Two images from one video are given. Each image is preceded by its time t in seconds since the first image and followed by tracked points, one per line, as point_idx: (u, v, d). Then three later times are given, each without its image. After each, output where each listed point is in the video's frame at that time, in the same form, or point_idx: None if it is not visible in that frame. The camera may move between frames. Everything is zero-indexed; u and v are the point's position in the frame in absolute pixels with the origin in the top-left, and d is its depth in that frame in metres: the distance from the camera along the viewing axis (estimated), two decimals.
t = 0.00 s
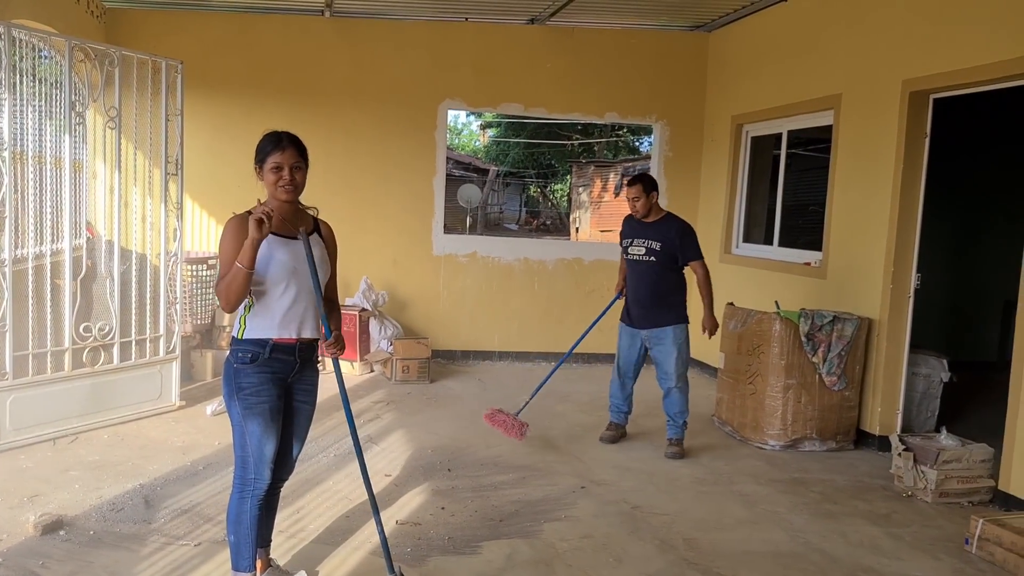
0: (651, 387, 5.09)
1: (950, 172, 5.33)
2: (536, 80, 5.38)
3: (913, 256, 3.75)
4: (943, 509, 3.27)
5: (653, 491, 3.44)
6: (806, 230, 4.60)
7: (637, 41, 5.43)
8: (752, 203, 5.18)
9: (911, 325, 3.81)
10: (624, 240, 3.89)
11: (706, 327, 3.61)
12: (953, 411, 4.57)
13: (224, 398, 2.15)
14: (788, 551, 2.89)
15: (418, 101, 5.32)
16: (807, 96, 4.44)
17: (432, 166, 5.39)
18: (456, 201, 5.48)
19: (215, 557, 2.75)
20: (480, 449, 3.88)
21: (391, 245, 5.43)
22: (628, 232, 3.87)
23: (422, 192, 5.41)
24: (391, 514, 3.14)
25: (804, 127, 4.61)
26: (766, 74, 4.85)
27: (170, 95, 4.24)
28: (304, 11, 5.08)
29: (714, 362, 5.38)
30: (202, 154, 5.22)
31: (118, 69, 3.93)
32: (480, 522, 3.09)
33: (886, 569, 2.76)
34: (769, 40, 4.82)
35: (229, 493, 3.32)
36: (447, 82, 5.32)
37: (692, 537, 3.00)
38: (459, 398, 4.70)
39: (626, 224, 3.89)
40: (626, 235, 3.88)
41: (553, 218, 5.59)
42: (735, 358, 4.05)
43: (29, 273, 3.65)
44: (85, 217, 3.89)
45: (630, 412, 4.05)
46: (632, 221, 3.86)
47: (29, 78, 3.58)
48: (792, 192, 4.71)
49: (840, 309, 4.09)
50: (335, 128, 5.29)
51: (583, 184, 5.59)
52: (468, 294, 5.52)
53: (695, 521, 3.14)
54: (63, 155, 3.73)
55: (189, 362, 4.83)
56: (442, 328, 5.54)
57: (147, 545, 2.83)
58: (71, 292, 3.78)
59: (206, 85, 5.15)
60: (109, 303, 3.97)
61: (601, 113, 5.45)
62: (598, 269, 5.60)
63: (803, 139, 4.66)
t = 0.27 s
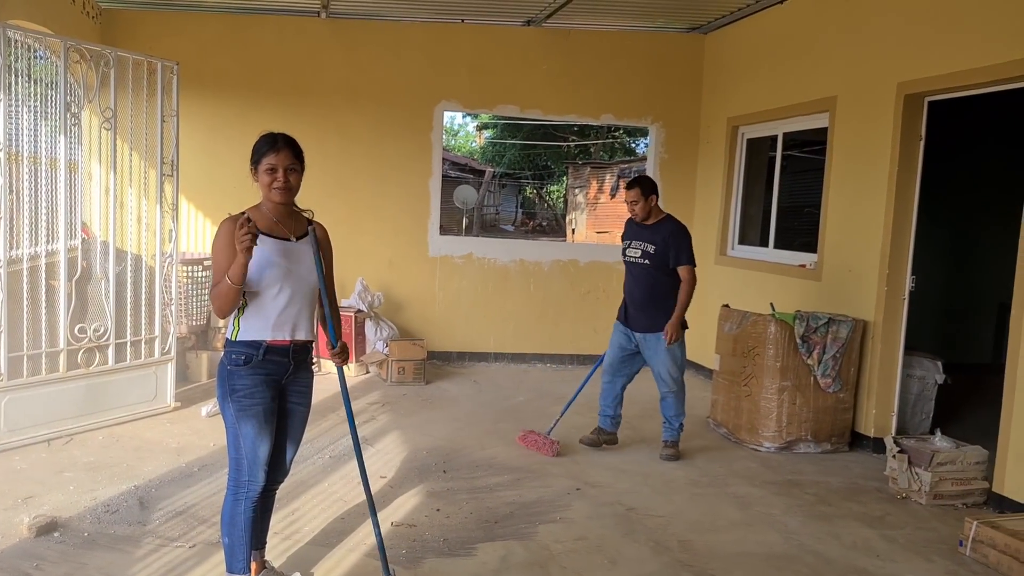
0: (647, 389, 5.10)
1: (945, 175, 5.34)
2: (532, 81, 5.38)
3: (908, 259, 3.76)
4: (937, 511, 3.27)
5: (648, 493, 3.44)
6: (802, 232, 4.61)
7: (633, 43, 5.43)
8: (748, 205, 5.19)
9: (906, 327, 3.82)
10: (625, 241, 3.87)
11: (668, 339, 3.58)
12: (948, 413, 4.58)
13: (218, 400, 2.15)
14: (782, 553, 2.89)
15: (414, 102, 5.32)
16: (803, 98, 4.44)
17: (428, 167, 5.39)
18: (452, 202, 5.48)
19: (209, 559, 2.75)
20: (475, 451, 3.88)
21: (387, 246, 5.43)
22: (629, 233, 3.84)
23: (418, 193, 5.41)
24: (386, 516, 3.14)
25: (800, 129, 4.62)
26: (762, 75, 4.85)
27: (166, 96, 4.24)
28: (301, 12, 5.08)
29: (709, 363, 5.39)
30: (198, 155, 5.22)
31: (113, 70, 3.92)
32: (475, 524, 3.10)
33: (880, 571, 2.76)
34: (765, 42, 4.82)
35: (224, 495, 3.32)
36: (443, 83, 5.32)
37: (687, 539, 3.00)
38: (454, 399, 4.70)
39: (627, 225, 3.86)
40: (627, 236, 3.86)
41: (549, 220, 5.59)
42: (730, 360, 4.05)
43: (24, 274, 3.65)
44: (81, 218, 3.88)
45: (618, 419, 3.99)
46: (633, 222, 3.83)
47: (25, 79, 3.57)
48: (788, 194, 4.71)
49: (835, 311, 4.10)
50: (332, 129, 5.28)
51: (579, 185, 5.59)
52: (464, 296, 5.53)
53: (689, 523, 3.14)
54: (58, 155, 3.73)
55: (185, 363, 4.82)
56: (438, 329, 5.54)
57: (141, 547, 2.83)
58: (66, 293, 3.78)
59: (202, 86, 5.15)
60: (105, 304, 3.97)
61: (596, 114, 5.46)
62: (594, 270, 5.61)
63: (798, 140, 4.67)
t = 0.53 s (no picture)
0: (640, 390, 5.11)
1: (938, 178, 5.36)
2: (528, 83, 5.39)
3: (901, 262, 3.77)
4: (929, 513, 3.29)
5: (641, 494, 3.44)
6: (797, 234, 4.62)
7: (629, 45, 5.44)
8: (743, 207, 5.20)
9: (899, 330, 3.83)
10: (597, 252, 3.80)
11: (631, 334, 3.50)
12: (940, 416, 4.59)
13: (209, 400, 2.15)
14: (774, 554, 2.90)
15: (410, 103, 5.32)
16: (798, 101, 4.46)
17: (424, 168, 5.39)
18: (449, 203, 5.49)
19: (202, 559, 2.75)
20: (469, 451, 3.88)
21: (383, 247, 5.43)
22: (601, 243, 3.77)
23: (414, 194, 5.41)
24: (380, 516, 3.13)
25: (795, 132, 4.63)
26: (757, 78, 4.87)
27: (162, 95, 4.24)
28: (297, 12, 5.08)
29: (703, 365, 5.40)
30: (193, 154, 5.21)
31: (109, 69, 3.92)
32: (468, 524, 3.10)
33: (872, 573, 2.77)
34: (760, 45, 4.83)
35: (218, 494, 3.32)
36: (439, 84, 5.33)
37: (680, 540, 3.01)
38: (449, 400, 4.70)
39: (597, 236, 3.79)
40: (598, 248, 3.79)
41: (545, 221, 5.60)
42: (724, 362, 4.06)
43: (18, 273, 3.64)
44: (76, 216, 3.88)
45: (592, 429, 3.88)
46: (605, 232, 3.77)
47: (20, 77, 3.56)
48: (783, 197, 4.73)
49: (829, 314, 4.11)
50: (328, 129, 5.29)
51: (575, 187, 5.61)
52: (460, 296, 5.53)
53: (682, 524, 3.15)
54: (54, 154, 3.72)
55: (179, 362, 4.82)
56: (433, 329, 5.54)
57: (134, 546, 2.83)
58: (60, 292, 3.77)
59: (197, 86, 5.14)
60: (99, 303, 3.96)
61: (592, 116, 5.47)
62: (589, 272, 5.61)
63: (793, 143, 4.68)
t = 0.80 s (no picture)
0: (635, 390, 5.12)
1: (932, 178, 5.38)
2: (523, 83, 5.40)
3: (895, 263, 3.79)
4: (922, 513, 3.30)
5: (636, 494, 3.45)
6: (791, 235, 4.63)
7: (625, 46, 5.46)
8: (738, 207, 5.22)
9: (893, 331, 3.85)
10: (563, 256, 3.74)
11: (646, 334, 3.51)
12: (933, 416, 4.62)
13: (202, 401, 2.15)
14: (769, 554, 2.91)
15: (406, 103, 5.33)
16: (793, 102, 4.47)
17: (420, 168, 5.39)
18: (445, 203, 5.49)
19: (198, 559, 2.75)
20: (465, 452, 3.89)
21: (379, 247, 5.43)
22: (568, 245, 3.73)
23: (410, 194, 5.41)
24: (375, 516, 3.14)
25: (789, 133, 4.65)
26: (752, 79, 4.88)
27: (158, 95, 4.24)
28: (293, 12, 5.08)
29: (698, 365, 5.42)
30: (189, 154, 5.21)
31: (105, 69, 3.91)
32: (463, 524, 3.10)
33: (865, 572, 2.79)
34: (755, 46, 4.85)
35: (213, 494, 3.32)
36: (435, 85, 5.33)
37: (675, 540, 3.02)
38: (445, 400, 4.71)
39: (560, 239, 3.75)
40: (565, 251, 3.74)
41: (541, 221, 5.61)
42: (719, 362, 4.07)
43: (13, 273, 3.63)
44: (71, 217, 3.87)
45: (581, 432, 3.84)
46: (569, 234, 3.73)
47: (16, 78, 3.56)
48: (778, 197, 4.75)
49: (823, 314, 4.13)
50: (323, 130, 5.29)
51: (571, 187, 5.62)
52: (456, 296, 5.54)
53: (677, 524, 3.16)
54: (49, 154, 3.72)
55: (175, 362, 4.82)
56: (429, 330, 5.54)
57: (129, 547, 2.83)
58: (55, 292, 3.77)
59: (193, 86, 5.14)
60: (95, 303, 3.96)
61: (587, 117, 5.48)
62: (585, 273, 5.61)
63: (788, 144, 4.70)
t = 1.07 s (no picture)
0: (633, 389, 5.12)
1: (931, 177, 5.38)
2: (521, 83, 5.39)
3: (892, 261, 3.79)
4: (920, 512, 3.30)
5: (634, 493, 3.45)
6: (789, 234, 4.63)
7: (623, 45, 5.46)
8: (736, 206, 5.22)
9: (891, 330, 3.85)
10: (555, 247, 3.74)
11: (621, 330, 3.52)
12: (931, 414, 4.62)
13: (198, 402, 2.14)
14: (766, 553, 2.91)
15: (403, 103, 5.33)
16: (790, 101, 4.47)
17: (417, 168, 5.39)
18: (442, 202, 5.49)
19: (195, 559, 2.74)
20: (462, 451, 3.89)
21: (376, 246, 5.43)
22: (562, 238, 3.72)
23: (407, 194, 5.41)
24: (373, 516, 3.14)
25: (787, 132, 4.65)
26: (749, 79, 4.88)
27: (155, 95, 4.23)
28: (290, 11, 5.08)
29: (697, 364, 5.42)
30: (186, 154, 5.21)
31: (101, 68, 3.89)
32: (461, 524, 3.10)
33: (863, 571, 2.79)
34: (753, 45, 4.85)
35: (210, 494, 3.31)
36: (432, 84, 5.33)
37: (672, 539, 3.01)
38: (443, 399, 4.70)
39: (555, 231, 3.74)
40: (558, 243, 3.73)
41: (538, 220, 5.60)
42: (717, 361, 4.07)
43: (9, 273, 3.63)
44: (68, 217, 3.86)
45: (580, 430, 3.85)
46: (563, 226, 3.72)
47: (12, 78, 3.55)
48: (776, 196, 4.75)
49: (821, 312, 4.14)
50: (320, 129, 5.28)
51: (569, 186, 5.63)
52: (454, 296, 5.53)
53: (675, 523, 3.16)
54: (45, 154, 3.71)
55: (172, 362, 4.81)
56: (426, 329, 5.54)
57: (126, 547, 2.82)
58: (52, 292, 3.76)
59: (190, 86, 5.14)
60: (92, 303, 3.96)
61: (585, 116, 5.48)
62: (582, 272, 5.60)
63: (785, 143, 4.70)
